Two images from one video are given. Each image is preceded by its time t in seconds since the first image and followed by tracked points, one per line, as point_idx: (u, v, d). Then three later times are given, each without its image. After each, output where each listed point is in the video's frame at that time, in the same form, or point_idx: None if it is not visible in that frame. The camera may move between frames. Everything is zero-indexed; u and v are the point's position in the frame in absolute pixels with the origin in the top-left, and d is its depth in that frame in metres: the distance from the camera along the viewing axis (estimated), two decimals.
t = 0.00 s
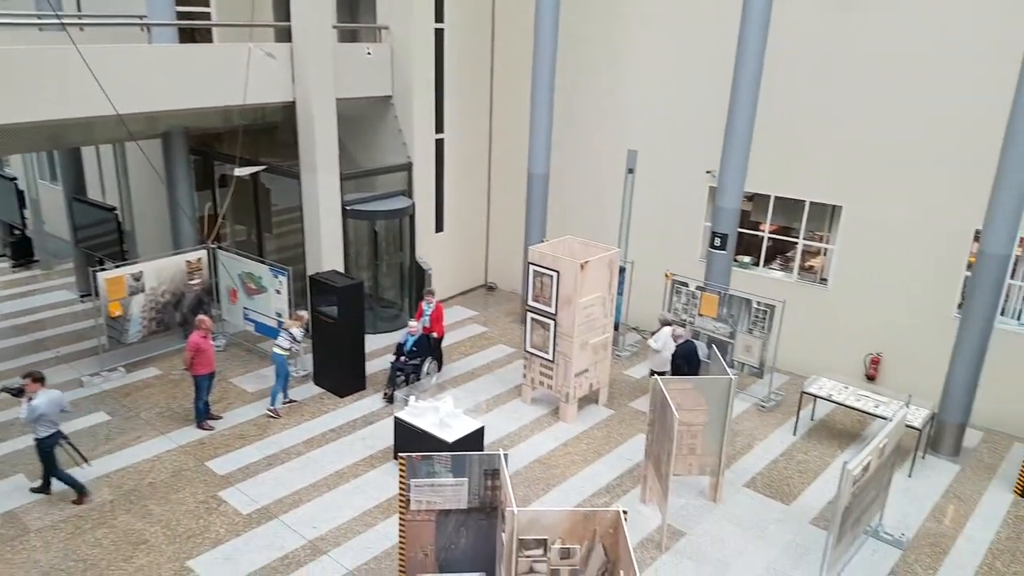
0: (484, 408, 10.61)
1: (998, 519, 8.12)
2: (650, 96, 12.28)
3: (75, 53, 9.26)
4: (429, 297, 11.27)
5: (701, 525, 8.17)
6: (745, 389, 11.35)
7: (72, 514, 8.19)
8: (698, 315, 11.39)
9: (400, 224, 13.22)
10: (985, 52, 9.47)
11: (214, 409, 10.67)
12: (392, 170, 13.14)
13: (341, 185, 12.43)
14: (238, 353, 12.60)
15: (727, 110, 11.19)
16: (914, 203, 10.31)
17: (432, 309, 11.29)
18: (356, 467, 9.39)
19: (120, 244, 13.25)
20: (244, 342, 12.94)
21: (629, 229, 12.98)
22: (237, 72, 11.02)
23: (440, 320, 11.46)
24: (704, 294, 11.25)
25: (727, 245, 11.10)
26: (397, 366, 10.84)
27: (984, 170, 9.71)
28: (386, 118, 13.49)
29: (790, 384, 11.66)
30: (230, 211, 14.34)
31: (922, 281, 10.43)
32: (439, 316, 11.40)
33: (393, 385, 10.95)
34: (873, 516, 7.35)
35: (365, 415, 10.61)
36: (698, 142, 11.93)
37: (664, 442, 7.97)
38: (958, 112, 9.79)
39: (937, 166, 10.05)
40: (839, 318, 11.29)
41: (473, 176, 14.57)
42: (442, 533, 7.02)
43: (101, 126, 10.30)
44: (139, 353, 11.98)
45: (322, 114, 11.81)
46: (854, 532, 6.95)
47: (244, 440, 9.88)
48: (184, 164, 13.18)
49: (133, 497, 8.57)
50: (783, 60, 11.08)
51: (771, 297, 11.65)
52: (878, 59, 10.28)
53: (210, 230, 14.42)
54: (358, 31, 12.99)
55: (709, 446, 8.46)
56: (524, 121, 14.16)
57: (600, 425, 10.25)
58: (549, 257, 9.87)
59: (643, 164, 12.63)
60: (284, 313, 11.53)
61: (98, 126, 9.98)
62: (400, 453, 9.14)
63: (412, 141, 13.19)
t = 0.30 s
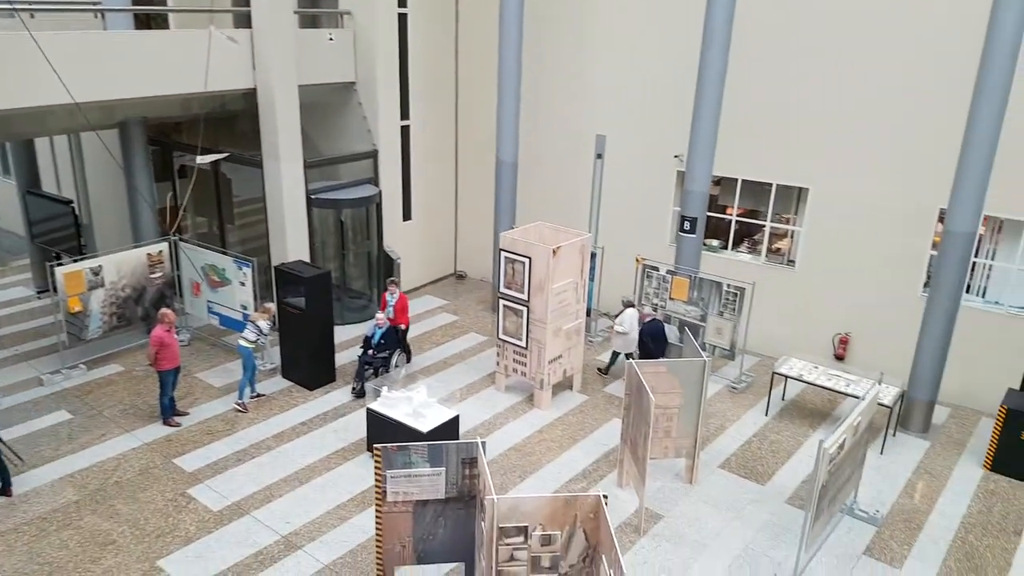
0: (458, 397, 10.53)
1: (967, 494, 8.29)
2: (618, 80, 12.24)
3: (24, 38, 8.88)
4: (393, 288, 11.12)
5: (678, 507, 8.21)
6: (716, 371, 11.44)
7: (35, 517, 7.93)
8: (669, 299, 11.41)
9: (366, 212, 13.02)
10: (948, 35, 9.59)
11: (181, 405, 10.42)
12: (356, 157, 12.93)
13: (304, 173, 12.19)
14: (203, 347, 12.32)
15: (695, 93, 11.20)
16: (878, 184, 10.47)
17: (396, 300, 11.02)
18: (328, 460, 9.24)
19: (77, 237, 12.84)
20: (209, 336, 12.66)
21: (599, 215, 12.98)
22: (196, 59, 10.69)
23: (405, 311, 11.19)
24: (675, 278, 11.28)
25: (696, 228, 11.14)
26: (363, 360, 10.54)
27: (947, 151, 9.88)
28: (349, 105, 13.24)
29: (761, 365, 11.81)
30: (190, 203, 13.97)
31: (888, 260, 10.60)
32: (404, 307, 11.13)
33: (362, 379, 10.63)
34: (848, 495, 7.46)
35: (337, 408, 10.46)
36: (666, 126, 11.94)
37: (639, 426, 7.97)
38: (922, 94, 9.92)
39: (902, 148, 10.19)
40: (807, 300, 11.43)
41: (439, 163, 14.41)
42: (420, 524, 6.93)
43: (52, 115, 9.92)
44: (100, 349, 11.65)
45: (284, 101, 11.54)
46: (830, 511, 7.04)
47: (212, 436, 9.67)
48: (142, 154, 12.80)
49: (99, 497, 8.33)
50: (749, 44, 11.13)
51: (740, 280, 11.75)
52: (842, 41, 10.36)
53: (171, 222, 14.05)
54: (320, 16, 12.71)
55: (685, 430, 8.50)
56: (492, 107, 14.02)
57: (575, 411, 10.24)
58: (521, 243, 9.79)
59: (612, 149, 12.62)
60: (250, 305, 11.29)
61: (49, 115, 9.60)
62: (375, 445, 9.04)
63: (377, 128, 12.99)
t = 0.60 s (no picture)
0: (436, 383, 10.47)
1: (941, 469, 8.46)
2: (593, 62, 12.20)
3: None
4: (362, 277, 10.88)
5: (658, 488, 8.26)
6: (692, 353, 11.52)
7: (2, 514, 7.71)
8: (645, 283, 11.44)
9: (337, 198, 12.84)
10: (915, 16, 9.71)
11: (151, 397, 10.20)
12: (325, 142, 12.73)
13: (272, 159, 11.97)
14: (173, 338, 12.08)
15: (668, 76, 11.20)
16: (849, 165, 10.59)
17: (367, 289, 10.77)
18: (305, 450, 9.11)
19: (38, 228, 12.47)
20: (178, 327, 12.40)
21: (573, 200, 12.96)
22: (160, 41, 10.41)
23: (376, 301, 10.95)
24: (650, 262, 11.31)
25: (672, 211, 11.16)
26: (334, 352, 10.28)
27: (916, 133, 10.03)
28: (319, 90, 13.03)
29: (736, 347, 11.92)
30: (156, 192, 13.62)
31: (858, 241, 10.75)
32: (375, 296, 10.90)
33: (333, 371, 10.47)
34: (826, 473, 7.57)
35: (312, 397, 10.34)
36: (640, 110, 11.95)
37: (619, 408, 7.99)
38: (893, 76, 10.05)
39: (872, 129, 10.31)
40: (781, 282, 11.56)
41: (411, 148, 14.26)
42: (401, 511, 6.87)
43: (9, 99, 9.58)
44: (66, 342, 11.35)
45: (252, 85, 11.31)
46: (809, 488, 7.14)
47: (185, 428, 9.49)
48: (105, 141, 12.45)
49: (69, 492, 8.13)
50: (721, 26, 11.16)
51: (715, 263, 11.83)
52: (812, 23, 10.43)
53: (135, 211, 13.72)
54: None
55: (663, 412, 8.54)
56: (463, 91, 13.90)
57: (553, 396, 10.23)
58: (496, 228, 9.73)
59: (585, 133, 12.59)
60: (219, 294, 11.07)
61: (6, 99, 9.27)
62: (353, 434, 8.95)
63: (347, 113, 12.80)
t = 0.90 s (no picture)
0: (413, 370, 10.39)
1: (913, 447, 8.61)
2: (567, 44, 12.10)
3: None
4: (332, 266, 10.57)
5: (636, 470, 8.27)
6: (667, 337, 11.56)
7: None
8: (621, 267, 11.44)
9: (304, 183, 12.60)
10: None
11: (117, 388, 9.93)
12: (292, 126, 12.47)
13: (238, 143, 11.69)
14: (138, 328, 11.77)
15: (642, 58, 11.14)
16: (820, 148, 10.67)
17: (337, 278, 10.48)
18: (278, 440, 8.95)
19: None
20: (143, 316, 12.09)
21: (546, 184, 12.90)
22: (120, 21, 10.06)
23: (347, 290, 10.66)
24: (625, 246, 11.30)
25: (646, 195, 11.14)
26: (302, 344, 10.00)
27: (885, 115, 10.13)
28: (287, 72, 12.74)
29: (710, 329, 11.98)
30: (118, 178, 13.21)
31: (829, 224, 10.85)
32: (345, 286, 10.64)
33: (301, 363, 10.24)
34: (801, 453, 7.64)
35: (284, 387, 10.16)
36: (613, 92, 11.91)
37: (597, 392, 7.97)
38: (863, 58, 10.11)
39: (843, 112, 10.39)
40: (753, 264, 11.64)
41: (381, 131, 14.04)
42: (380, 500, 6.77)
43: None
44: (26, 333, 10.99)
45: (217, 67, 11.01)
46: (786, 468, 7.20)
47: (153, 419, 9.26)
48: (63, 126, 12.04)
49: (34, 487, 7.88)
50: (692, 8, 11.13)
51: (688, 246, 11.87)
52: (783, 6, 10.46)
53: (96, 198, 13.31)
54: None
55: (641, 395, 8.54)
56: (433, 74, 13.71)
57: (530, 381, 10.19)
58: (471, 213, 9.62)
59: (558, 117, 12.51)
60: (186, 283, 10.80)
61: None
62: (329, 423, 8.82)
63: (315, 96, 12.55)
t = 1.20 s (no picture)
0: (386, 357, 10.29)
1: (883, 424, 8.76)
2: (535, 25, 12.00)
3: None
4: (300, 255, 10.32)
5: (613, 452, 8.29)
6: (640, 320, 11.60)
7: None
8: (593, 251, 11.42)
9: (269, 168, 12.34)
10: None
11: (80, 381, 9.65)
12: (255, 110, 12.19)
13: (201, 128, 11.39)
14: (100, 319, 11.45)
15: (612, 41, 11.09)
16: (787, 130, 10.76)
17: (306, 267, 10.19)
18: (249, 431, 8.78)
19: None
20: (105, 307, 11.76)
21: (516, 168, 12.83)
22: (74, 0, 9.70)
23: (314, 278, 10.39)
24: (598, 229, 11.27)
25: (618, 178, 11.12)
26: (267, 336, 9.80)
27: (851, 97, 10.24)
28: (251, 55, 12.43)
29: (681, 312, 12.05)
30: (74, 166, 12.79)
31: (797, 205, 10.97)
32: (314, 275, 10.36)
33: (267, 356, 9.94)
34: (775, 431, 7.73)
35: (253, 377, 9.96)
36: (584, 73, 11.85)
37: (573, 375, 7.94)
38: (828, 39, 10.20)
39: (809, 94, 10.49)
40: (723, 246, 11.72)
41: (347, 116, 13.83)
42: (357, 487, 6.68)
43: None
44: None
45: (177, 49, 10.69)
46: (761, 446, 7.27)
47: (119, 412, 9.01)
48: (15, 112, 11.60)
49: None
50: None
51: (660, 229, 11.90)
52: None
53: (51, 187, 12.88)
54: None
55: (616, 377, 8.55)
56: (400, 57, 13.51)
57: (504, 366, 10.14)
58: (443, 197, 9.49)
59: (527, 100, 12.43)
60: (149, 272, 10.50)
61: None
62: (302, 413, 8.69)
63: (279, 79, 12.30)
